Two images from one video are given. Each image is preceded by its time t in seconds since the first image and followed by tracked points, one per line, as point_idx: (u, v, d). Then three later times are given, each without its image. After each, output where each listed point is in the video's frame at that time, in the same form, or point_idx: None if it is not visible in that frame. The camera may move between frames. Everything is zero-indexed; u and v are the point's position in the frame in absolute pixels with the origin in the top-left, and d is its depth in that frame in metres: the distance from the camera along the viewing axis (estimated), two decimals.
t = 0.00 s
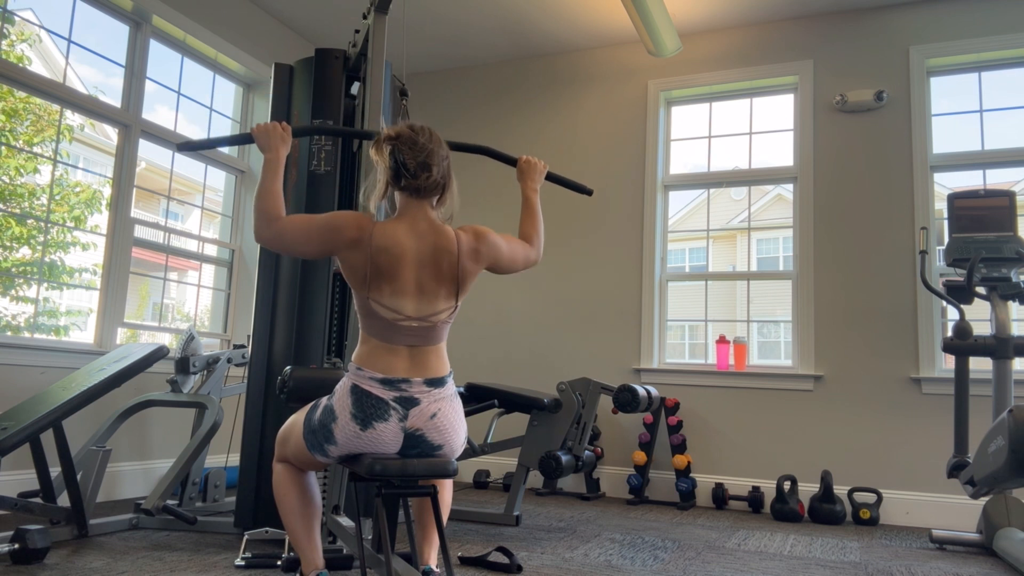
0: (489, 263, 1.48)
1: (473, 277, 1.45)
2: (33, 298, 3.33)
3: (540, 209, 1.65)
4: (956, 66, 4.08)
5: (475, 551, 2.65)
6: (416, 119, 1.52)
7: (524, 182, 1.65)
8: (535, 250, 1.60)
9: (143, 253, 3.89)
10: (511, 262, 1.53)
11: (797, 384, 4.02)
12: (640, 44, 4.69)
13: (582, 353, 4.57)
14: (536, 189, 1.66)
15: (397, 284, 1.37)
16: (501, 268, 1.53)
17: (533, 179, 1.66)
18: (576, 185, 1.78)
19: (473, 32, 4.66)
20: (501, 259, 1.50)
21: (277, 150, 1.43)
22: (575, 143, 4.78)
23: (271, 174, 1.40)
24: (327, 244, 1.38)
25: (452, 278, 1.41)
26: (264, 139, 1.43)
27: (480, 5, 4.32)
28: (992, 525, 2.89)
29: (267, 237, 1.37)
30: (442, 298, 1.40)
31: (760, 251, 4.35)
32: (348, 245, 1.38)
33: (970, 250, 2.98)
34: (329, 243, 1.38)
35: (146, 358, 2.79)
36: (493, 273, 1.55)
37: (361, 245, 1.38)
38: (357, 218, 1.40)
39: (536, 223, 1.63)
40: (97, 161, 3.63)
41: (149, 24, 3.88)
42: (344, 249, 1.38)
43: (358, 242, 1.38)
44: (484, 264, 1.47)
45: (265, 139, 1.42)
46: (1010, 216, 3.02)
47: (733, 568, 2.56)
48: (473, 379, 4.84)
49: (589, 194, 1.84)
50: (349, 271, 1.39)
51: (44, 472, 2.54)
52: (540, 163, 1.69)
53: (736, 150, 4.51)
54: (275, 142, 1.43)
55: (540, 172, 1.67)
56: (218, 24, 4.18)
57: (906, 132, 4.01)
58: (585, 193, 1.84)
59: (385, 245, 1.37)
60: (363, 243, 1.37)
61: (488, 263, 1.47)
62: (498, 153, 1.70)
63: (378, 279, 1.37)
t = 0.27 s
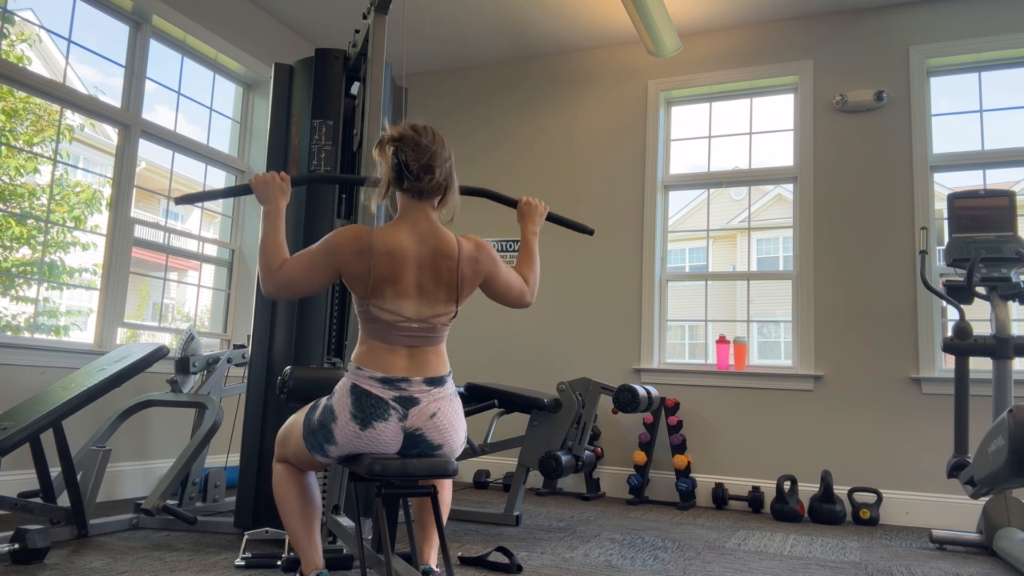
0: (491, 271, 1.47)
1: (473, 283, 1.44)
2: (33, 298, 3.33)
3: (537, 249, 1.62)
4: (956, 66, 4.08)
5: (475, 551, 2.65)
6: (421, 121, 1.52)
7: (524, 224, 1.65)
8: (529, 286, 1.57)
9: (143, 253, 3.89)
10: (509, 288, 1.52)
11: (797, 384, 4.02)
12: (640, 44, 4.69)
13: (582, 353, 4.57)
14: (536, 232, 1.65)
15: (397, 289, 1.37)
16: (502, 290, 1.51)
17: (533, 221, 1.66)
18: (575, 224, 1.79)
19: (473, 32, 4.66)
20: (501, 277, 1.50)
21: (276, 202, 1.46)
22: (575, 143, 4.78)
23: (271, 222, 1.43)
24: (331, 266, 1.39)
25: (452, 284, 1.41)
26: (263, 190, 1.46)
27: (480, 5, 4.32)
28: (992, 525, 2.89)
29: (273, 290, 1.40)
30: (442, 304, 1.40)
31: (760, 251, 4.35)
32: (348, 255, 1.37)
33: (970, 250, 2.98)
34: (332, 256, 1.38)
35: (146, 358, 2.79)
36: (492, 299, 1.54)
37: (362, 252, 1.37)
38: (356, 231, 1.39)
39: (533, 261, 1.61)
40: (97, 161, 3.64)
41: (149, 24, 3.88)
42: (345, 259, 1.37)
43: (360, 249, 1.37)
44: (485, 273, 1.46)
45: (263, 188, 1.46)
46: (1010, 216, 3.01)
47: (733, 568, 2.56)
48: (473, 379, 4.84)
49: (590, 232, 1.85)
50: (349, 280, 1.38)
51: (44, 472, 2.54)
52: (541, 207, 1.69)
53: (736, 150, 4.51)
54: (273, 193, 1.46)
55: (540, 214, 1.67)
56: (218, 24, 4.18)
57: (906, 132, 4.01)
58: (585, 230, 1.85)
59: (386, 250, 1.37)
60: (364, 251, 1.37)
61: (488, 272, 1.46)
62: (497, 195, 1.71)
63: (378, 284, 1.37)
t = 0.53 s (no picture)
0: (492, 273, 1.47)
1: (475, 286, 1.44)
2: (33, 298, 3.33)
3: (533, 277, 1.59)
4: (956, 66, 4.08)
5: (475, 551, 2.65)
6: (424, 120, 1.51)
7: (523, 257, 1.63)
8: (523, 311, 1.53)
9: (143, 253, 3.89)
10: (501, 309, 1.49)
11: (798, 384, 4.02)
12: (640, 44, 4.69)
13: (582, 353, 4.57)
14: (535, 265, 1.63)
15: (398, 289, 1.38)
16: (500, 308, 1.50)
17: (533, 254, 1.63)
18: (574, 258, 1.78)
19: (473, 32, 4.66)
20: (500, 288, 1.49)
21: (276, 228, 1.45)
22: (575, 143, 4.78)
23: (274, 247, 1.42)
24: (333, 274, 1.38)
25: (453, 287, 1.41)
26: (262, 218, 1.45)
27: (480, 5, 4.32)
28: (992, 525, 2.89)
29: (290, 319, 1.40)
30: (442, 306, 1.41)
31: (760, 251, 4.35)
32: (352, 258, 1.37)
33: (970, 250, 2.97)
34: (333, 260, 1.37)
35: (146, 358, 2.79)
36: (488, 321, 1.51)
37: (366, 255, 1.37)
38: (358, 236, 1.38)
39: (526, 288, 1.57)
40: (97, 161, 3.64)
41: (149, 24, 3.88)
42: (348, 263, 1.37)
43: (362, 249, 1.37)
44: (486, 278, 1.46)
45: (263, 215, 1.45)
46: (1010, 216, 3.02)
47: (734, 568, 2.56)
48: (473, 379, 4.84)
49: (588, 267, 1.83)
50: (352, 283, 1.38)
51: (44, 472, 2.54)
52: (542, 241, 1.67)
53: (736, 150, 4.51)
54: (273, 220, 1.45)
55: (540, 248, 1.64)
56: (218, 24, 4.18)
57: (906, 132, 4.01)
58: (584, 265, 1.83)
59: (389, 250, 1.37)
60: (367, 253, 1.37)
61: (489, 278, 1.46)
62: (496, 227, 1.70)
63: (380, 284, 1.37)
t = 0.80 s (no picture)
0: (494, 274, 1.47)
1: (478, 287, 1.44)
2: (33, 298, 3.33)
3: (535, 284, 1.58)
4: (956, 66, 4.08)
5: (475, 551, 2.65)
6: (426, 121, 1.51)
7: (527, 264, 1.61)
8: (523, 315, 1.52)
9: (143, 253, 3.89)
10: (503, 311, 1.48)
11: (797, 384, 4.02)
12: (640, 44, 4.69)
13: (582, 353, 4.57)
14: (536, 271, 1.61)
15: (400, 290, 1.38)
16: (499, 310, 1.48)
17: (536, 262, 1.62)
18: (577, 264, 1.78)
19: (473, 32, 4.66)
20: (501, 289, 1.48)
21: (278, 238, 1.44)
22: (575, 143, 4.78)
23: (279, 257, 1.41)
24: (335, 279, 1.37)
25: (454, 286, 1.41)
26: (264, 229, 1.45)
27: (480, 5, 4.32)
28: (992, 525, 2.89)
29: (299, 328, 1.39)
30: (443, 306, 1.41)
31: (760, 251, 4.35)
32: (354, 259, 1.37)
33: (970, 250, 2.98)
34: (334, 263, 1.37)
35: (146, 358, 2.79)
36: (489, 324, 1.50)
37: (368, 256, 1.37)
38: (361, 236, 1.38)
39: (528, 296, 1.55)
40: (97, 161, 3.64)
41: (149, 24, 3.88)
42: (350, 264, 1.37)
43: (363, 251, 1.37)
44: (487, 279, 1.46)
45: (265, 227, 1.44)
46: (1010, 216, 3.02)
47: (734, 568, 2.56)
48: (473, 379, 4.84)
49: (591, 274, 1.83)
50: (353, 285, 1.38)
51: (44, 472, 2.54)
52: (545, 246, 1.66)
53: (736, 149, 4.51)
54: (275, 231, 1.44)
55: (543, 254, 1.64)
56: (218, 24, 4.19)
57: (906, 132, 4.01)
58: (587, 271, 1.83)
59: (390, 251, 1.37)
60: (369, 253, 1.37)
61: (492, 278, 1.46)
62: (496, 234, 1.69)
63: (381, 285, 1.37)
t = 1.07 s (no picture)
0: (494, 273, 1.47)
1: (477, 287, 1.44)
2: (33, 298, 3.33)
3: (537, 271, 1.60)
4: (956, 66, 4.08)
5: (475, 551, 2.65)
6: (427, 121, 1.51)
7: (528, 252, 1.62)
8: (529, 306, 1.52)
9: (143, 253, 3.89)
10: (505, 305, 1.48)
11: (798, 384, 4.02)
12: (640, 44, 4.69)
13: (582, 353, 4.57)
14: (538, 258, 1.62)
15: (401, 289, 1.38)
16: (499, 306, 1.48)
17: (536, 249, 1.63)
18: (579, 252, 1.78)
19: (473, 32, 4.66)
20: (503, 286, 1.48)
21: (280, 225, 1.43)
22: (575, 143, 4.78)
23: (278, 244, 1.40)
24: (336, 273, 1.37)
25: (455, 286, 1.41)
26: (266, 216, 1.44)
27: (480, 5, 4.32)
28: (992, 525, 2.89)
29: (291, 317, 1.38)
30: (443, 306, 1.41)
31: (760, 251, 4.35)
32: (355, 256, 1.37)
33: (970, 250, 2.98)
34: (335, 259, 1.37)
35: (146, 358, 2.79)
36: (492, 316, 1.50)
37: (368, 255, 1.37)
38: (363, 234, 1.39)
39: (534, 288, 1.56)
40: (97, 161, 3.64)
41: (149, 24, 3.88)
42: (351, 262, 1.37)
43: (364, 249, 1.37)
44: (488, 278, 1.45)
45: (267, 213, 1.44)
46: (1010, 216, 3.02)
47: (734, 568, 2.56)
48: (473, 379, 4.84)
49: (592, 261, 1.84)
50: (354, 284, 1.38)
51: (44, 472, 2.54)
52: (545, 233, 1.66)
53: (736, 149, 4.51)
54: (276, 218, 1.44)
55: (544, 240, 1.64)
56: (218, 24, 4.19)
57: (906, 132, 4.01)
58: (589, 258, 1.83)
59: (390, 250, 1.38)
60: (370, 252, 1.37)
61: (493, 277, 1.46)
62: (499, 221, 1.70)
63: (382, 284, 1.37)
